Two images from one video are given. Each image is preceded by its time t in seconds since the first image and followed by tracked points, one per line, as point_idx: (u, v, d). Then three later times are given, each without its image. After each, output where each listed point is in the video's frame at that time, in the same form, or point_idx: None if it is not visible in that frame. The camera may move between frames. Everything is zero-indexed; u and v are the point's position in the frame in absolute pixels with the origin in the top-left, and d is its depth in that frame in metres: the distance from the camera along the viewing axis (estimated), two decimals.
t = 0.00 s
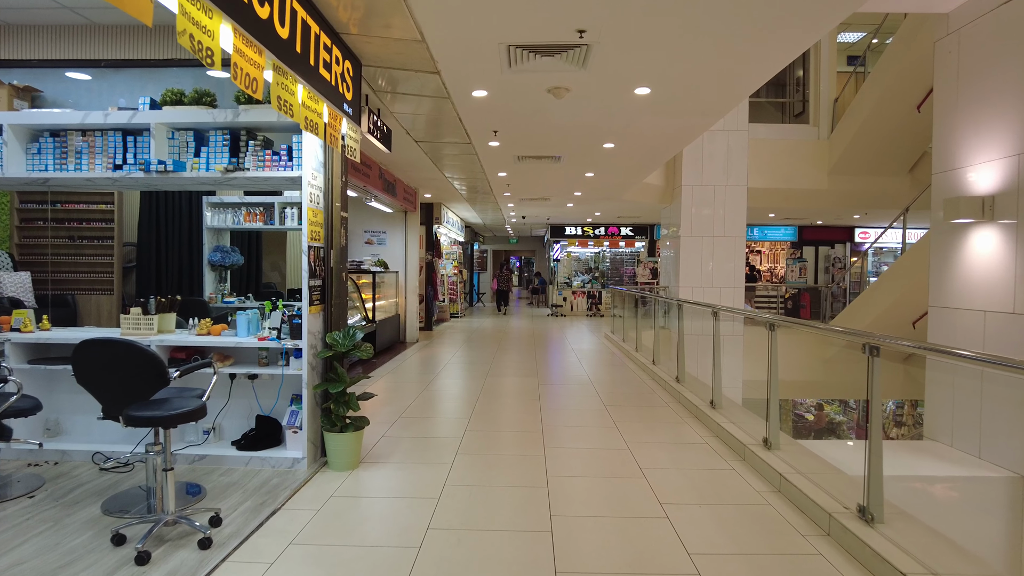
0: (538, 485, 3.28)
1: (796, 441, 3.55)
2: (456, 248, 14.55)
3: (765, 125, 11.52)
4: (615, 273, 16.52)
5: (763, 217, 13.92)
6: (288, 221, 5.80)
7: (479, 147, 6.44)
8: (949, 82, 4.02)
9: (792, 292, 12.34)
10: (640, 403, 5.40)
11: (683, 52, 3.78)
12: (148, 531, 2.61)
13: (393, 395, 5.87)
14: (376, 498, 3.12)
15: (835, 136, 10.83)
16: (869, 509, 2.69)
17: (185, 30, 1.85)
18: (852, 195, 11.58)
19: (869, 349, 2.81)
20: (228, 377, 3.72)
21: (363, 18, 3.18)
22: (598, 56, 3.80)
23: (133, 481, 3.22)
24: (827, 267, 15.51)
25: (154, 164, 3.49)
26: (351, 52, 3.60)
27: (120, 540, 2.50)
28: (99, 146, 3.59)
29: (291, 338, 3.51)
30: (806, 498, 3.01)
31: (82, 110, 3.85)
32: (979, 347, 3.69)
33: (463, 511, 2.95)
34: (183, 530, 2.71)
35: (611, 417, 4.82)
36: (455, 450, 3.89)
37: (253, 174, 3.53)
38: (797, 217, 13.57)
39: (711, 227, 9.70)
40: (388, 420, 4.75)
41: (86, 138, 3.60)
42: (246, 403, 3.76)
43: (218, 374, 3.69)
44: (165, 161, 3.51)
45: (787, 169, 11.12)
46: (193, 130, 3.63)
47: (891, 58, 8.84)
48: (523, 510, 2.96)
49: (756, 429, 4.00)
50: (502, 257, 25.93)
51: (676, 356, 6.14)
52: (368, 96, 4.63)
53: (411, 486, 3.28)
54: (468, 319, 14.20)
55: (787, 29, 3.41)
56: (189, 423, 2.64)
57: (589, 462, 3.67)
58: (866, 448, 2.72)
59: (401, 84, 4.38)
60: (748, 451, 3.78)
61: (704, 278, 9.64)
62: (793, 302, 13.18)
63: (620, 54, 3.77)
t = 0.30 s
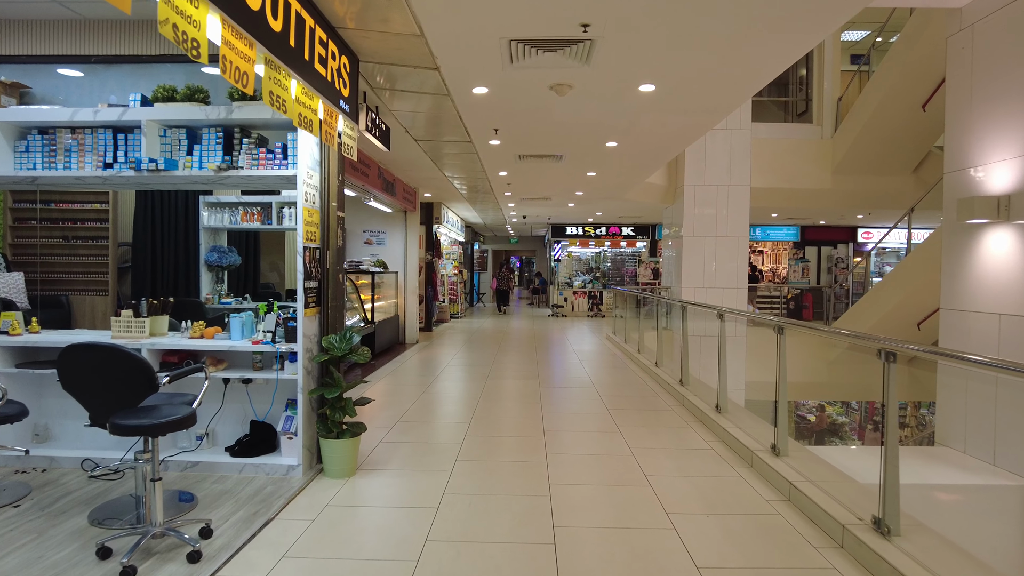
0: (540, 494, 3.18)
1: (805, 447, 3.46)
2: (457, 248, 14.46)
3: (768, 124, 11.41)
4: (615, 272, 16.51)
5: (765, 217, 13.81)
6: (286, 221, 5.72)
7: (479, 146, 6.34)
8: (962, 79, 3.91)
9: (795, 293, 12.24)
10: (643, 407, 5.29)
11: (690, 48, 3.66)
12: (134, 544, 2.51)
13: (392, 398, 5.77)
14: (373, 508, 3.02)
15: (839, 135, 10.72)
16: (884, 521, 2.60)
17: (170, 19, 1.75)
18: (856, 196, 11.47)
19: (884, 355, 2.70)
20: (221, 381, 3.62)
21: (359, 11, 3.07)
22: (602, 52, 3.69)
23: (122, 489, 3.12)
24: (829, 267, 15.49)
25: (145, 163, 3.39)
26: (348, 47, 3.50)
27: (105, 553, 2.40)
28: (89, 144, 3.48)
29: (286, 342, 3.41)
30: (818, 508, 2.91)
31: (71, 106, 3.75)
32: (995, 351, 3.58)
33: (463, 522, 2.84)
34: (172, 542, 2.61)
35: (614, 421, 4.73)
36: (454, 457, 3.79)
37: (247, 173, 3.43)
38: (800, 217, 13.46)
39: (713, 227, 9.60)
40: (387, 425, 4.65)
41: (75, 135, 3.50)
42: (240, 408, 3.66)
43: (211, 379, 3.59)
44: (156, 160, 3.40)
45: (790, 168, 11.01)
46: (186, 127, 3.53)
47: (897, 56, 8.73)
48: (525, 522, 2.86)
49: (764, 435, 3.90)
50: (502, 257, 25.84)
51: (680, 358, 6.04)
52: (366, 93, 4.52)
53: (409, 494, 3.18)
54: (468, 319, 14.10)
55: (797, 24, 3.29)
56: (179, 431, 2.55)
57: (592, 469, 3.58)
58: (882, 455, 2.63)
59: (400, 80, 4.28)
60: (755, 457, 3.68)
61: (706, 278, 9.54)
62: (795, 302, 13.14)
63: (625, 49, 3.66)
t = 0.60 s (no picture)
0: (541, 501, 3.09)
1: (814, 453, 3.37)
2: (456, 248, 14.38)
3: (771, 122, 11.31)
4: (616, 272, 16.43)
5: (767, 217, 13.71)
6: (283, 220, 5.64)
7: (478, 144, 6.24)
8: (974, 75, 3.81)
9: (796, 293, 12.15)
10: (645, 410, 5.19)
11: (695, 43, 3.56)
12: (118, 555, 2.41)
13: (389, 401, 5.68)
14: (367, 516, 2.92)
15: (842, 134, 10.63)
16: (899, 531, 2.50)
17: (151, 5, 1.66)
18: (858, 195, 11.38)
19: (899, 359, 2.61)
20: (213, 384, 3.53)
21: (354, 3, 2.96)
22: (604, 46, 3.58)
23: (109, 497, 3.03)
24: (831, 267, 15.39)
25: (134, 160, 3.28)
26: (343, 40, 3.40)
27: (88, 566, 2.30)
28: (77, 141, 3.38)
29: (279, 344, 3.32)
30: (829, 516, 2.82)
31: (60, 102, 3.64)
32: (1008, 354, 3.49)
33: (460, 532, 2.74)
34: (158, 553, 2.51)
35: (616, 424, 4.63)
36: (452, 461, 3.70)
37: (239, 171, 3.33)
38: (801, 216, 13.38)
39: (715, 227, 9.51)
40: (385, 428, 4.55)
41: (63, 132, 3.40)
42: (233, 412, 3.57)
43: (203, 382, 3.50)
44: (146, 157, 3.30)
45: (793, 167, 10.92)
46: (177, 123, 3.43)
47: (901, 54, 8.63)
48: (525, 532, 2.76)
49: (771, 440, 3.80)
50: (502, 257, 25.76)
51: (682, 360, 5.94)
52: (362, 89, 4.42)
53: (405, 502, 3.08)
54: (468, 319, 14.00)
55: (807, 17, 3.19)
56: (166, 438, 2.46)
57: (594, 475, 3.48)
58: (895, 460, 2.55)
59: (397, 76, 4.18)
60: (761, 462, 3.59)
61: (708, 278, 9.45)
62: (796, 303, 13.07)
63: (628, 44, 3.55)
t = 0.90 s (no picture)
0: (541, 508, 2.99)
1: (822, 457, 3.29)
2: (456, 247, 14.30)
3: (773, 121, 11.21)
4: (616, 272, 16.35)
5: (768, 216, 13.62)
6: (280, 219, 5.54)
7: (477, 141, 6.14)
8: (986, 68, 3.72)
9: (798, 293, 12.06)
10: (647, 412, 5.09)
11: (698, 35, 3.45)
12: (99, 566, 2.31)
13: (387, 402, 5.58)
14: (362, 523, 2.83)
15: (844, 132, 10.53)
16: (913, 540, 2.40)
17: None
18: (861, 194, 11.28)
19: (911, 360, 2.51)
20: (204, 386, 3.43)
21: None
22: (606, 38, 3.47)
23: (95, 503, 2.93)
24: (833, 267, 15.29)
25: (121, 156, 3.17)
26: (337, 32, 3.30)
27: None
28: (64, 136, 3.29)
29: (271, 345, 3.22)
30: (838, 524, 2.72)
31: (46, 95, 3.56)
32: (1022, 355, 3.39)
33: (458, 541, 2.64)
34: (141, 563, 2.41)
35: (617, 426, 4.54)
36: (450, 466, 3.60)
37: (230, 166, 3.23)
38: (803, 216, 13.29)
39: (716, 226, 9.41)
40: (381, 431, 4.45)
41: (49, 127, 3.30)
42: (224, 414, 3.47)
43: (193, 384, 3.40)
44: (134, 152, 3.19)
45: (795, 166, 10.82)
46: (166, 118, 3.32)
47: (904, 51, 8.53)
48: (525, 540, 2.65)
49: (777, 444, 3.70)
50: (502, 257, 25.67)
51: (684, 360, 5.85)
52: (358, 84, 4.33)
53: (401, 509, 2.99)
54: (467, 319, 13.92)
55: (814, 7, 3.09)
56: (150, 443, 2.36)
57: (596, 480, 3.38)
58: (909, 465, 2.45)
59: (394, 70, 4.09)
60: (767, 466, 3.49)
61: (709, 278, 9.36)
62: (797, 303, 12.98)
63: (630, 35, 3.45)
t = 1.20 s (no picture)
0: (540, 515, 2.88)
1: (830, 460, 3.19)
2: (454, 247, 14.20)
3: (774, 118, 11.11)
4: (616, 271, 16.27)
5: (769, 215, 13.53)
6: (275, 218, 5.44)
7: (475, 138, 6.03)
8: (998, 60, 3.61)
9: (799, 292, 11.97)
10: (648, 414, 4.98)
11: (702, 26, 3.35)
12: None
13: (383, 404, 5.48)
14: (354, 531, 2.72)
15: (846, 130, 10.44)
16: (930, 550, 2.29)
17: None
18: (863, 193, 11.19)
19: (926, 361, 2.40)
20: (192, 388, 3.33)
21: None
22: (606, 28, 3.36)
23: (76, 510, 2.82)
24: (834, 266, 15.19)
25: (105, 150, 3.05)
26: (328, 21, 3.19)
27: None
28: (46, 130, 3.17)
29: (260, 346, 3.12)
30: (850, 531, 2.61)
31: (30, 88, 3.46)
32: None
33: (453, 551, 2.53)
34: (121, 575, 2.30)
35: (618, 429, 4.44)
36: (447, 470, 3.50)
37: (218, 161, 3.12)
38: (804, 215, 13.19)
39: (718, 224, 9.31)
40: (377, 434, 4.35)
41: (31, 120, 3.18)
42: (212, 417, 3.36)
43: (180, 385, 3.30)
44: (118, 146, 3.07)
45: (796, 165, 10.72)
46: (152, 111, 3.20)
47: (908, 47, 8.43)
48: (523, 550, 2.55)
49: (783, 448, 3.59)
50: (501, 256, 25.57)
51: (685, 361, 5.75)
52: (352, 78, 4.24)
53: (395, 516, 2.88)
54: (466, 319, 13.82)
55: None
56: (132, 448, 2.25)
57: (596, 485, 3.28)
58: (925, 471, 2.34)
59: (389, 62, 3.98)
60: (773, 470, 3.39)
61: (710, 277, 9.27)
62: (798, 302, 12.88)
63: (631, 26, 3.34)
